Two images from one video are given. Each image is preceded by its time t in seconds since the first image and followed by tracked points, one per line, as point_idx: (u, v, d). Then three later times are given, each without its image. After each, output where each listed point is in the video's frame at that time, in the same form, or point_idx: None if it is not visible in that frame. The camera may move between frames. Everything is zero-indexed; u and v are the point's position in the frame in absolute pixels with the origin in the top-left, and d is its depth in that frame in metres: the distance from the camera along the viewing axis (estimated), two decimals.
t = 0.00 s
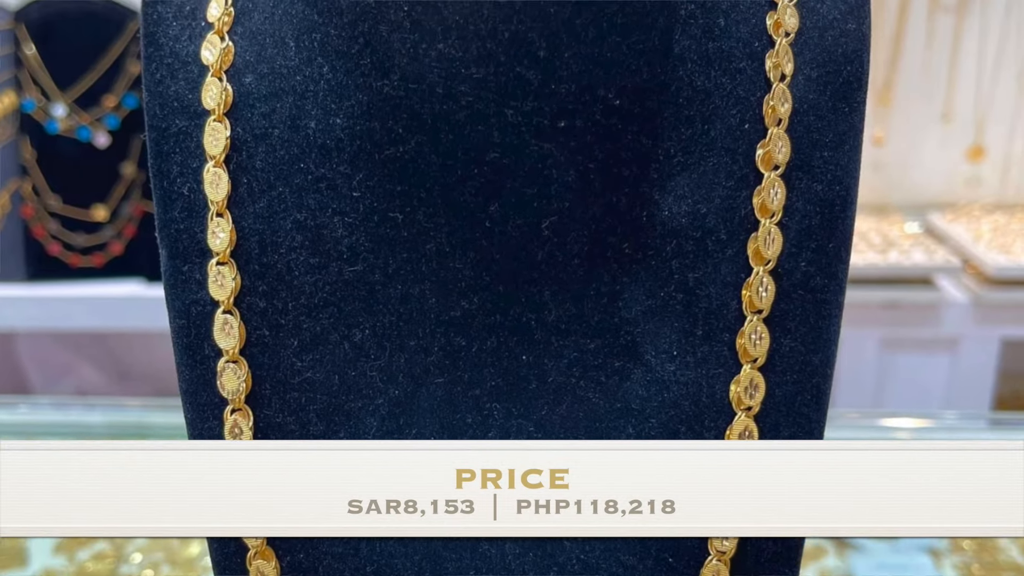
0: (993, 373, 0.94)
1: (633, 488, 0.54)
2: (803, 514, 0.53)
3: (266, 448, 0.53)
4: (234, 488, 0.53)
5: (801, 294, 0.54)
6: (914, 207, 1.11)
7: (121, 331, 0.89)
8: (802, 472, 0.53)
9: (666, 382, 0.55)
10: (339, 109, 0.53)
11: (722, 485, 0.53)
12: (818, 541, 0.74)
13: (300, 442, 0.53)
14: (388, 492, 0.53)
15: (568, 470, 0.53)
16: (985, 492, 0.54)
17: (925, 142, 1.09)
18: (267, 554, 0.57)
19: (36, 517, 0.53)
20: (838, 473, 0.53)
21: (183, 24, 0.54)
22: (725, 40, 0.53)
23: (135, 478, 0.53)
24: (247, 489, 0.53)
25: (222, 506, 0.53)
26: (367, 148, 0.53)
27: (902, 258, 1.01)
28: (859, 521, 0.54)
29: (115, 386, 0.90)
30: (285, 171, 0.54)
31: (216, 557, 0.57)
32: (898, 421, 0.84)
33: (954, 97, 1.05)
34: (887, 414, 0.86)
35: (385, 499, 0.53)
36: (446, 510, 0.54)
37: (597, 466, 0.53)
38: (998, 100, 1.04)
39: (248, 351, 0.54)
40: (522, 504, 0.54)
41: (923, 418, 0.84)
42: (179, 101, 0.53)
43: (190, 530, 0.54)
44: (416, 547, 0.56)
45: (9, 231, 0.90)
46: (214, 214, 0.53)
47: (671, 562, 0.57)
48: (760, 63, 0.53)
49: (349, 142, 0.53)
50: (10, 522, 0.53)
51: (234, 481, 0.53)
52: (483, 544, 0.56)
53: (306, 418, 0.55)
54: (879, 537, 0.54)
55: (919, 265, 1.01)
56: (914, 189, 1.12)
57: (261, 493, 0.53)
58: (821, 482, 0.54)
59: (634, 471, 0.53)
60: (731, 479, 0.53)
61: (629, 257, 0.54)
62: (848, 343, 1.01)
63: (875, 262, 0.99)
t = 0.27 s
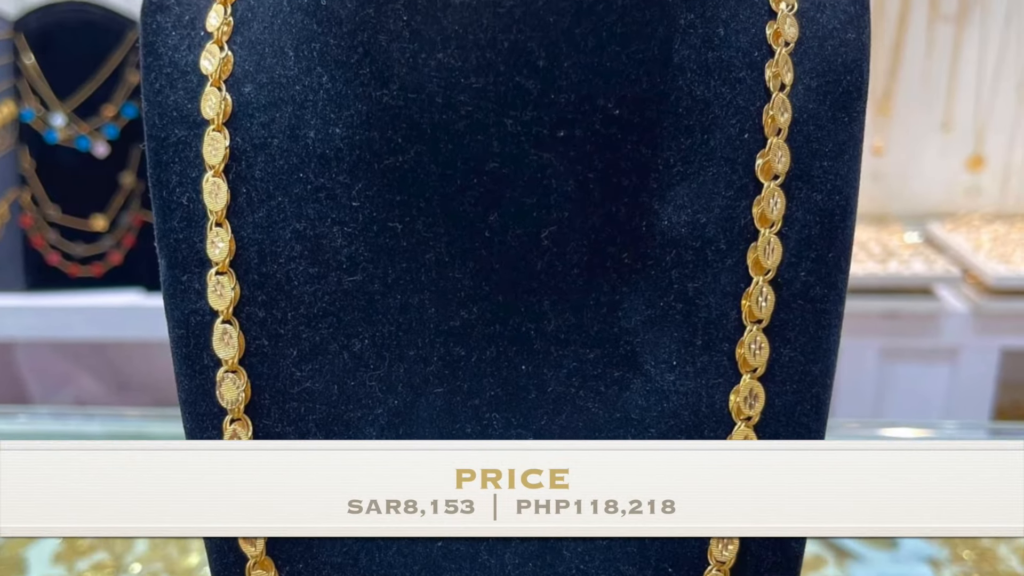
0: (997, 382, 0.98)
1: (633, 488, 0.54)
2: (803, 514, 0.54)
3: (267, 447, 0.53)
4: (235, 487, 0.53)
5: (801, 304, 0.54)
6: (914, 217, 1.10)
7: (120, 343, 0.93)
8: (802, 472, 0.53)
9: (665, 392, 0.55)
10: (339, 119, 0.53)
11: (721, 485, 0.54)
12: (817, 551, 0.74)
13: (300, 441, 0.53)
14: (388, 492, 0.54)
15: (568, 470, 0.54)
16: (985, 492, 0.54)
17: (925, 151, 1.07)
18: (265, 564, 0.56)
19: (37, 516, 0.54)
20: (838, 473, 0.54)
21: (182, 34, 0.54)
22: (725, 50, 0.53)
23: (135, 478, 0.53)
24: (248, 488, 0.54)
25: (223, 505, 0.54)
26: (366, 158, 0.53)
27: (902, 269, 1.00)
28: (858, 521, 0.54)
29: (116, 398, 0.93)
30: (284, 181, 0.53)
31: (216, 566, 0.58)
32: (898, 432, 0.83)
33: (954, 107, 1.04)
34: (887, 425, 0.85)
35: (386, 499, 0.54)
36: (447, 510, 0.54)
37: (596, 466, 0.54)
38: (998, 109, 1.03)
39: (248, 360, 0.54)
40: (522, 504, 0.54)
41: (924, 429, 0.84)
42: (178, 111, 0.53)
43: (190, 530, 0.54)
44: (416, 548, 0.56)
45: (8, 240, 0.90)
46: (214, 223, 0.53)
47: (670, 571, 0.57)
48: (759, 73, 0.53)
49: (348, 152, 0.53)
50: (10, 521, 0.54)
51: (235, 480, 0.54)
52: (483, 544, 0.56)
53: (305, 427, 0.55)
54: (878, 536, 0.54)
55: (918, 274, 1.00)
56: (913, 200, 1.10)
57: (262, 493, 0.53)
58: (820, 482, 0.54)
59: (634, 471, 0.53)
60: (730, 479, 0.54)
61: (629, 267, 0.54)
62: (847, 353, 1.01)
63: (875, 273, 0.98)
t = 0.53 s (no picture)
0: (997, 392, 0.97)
1: (633, 488, 0.54)
2: (803, 514, 0.54)
3: (266, 448, 0.53)
4: (234, 487, 0.53)
5: (801, 314, 0.54)
6: (914, 227, 1.09)
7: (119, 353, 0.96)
8: (802, 472, 0.53)
9: (665, 402, 0.55)
10: (338, 129, 0.53)
11: (721, 485, 0.53)
12: (817, 562, 0.75)
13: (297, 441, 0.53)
14: (388, 492, 0.53)
15: (568, 470, 0.54)
16: (985, 492, 0.54)
17: (925, 161, 1.07)
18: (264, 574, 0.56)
19: (36, 516, 0.54)
20: (838, 473, 0.53)
21: (181, 43, 0.54)
22: (724, 60, 0.53)
23: (135, 478, 0.53)
24: (247, 489, 0.53)
25: (223, 505, 0.53)
26: (366, 167, 0.53)
27: (902, 278, 1.01)
28: (859, 522, 0.54)
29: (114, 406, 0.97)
30: (283, 191, 0.53)
31: None
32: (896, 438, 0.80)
33: (954, 116, 1.05)
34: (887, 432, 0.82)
35: (386, 499, 0.54)
36: (446, 510, 0.54)
37: (596, 466, 0.54)
38: (997, 119, 1.04)
39: (247, 370, 0.54)
40: (522, 504, 0.54)
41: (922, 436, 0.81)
42: (178, 121, 0.53)
43: (189, 529, 0.54)
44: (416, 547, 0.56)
45: (8, 249, 0.92)
46: (213, 233, 0.53)
47: None
48: (759, 82, 0.53)
49: (348, 162, 0.53)
50: (10, 521, 0.54)
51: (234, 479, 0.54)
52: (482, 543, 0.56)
53: (304, 437, 0.55)
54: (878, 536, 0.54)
55: (919, 284, 1.00)
56: (914, 209, 1.10)
57: (261, 493, 0.53)
58: (820, 482, 0.54)
59: (634, 472, 0.53)
60: (730, 479, 0.53)
61: (628, 276, 0.54)
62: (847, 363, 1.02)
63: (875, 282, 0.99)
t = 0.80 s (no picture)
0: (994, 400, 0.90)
1: (633, 488, 0.55)
2: (803, 514, 0.54)
3: (267, 447, 0.53)
4: (236, 486, 0.54)
5: (800, 324, 0.54)
6: (913, 237, 1.06)
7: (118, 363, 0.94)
8: (802, 472, 0.53)
9: (664, 412, 0.55)
10: (337, 138, 0.53)
11: (721, 485, 0.54)
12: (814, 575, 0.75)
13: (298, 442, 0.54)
14: (388, 492, 0.54)
15: (568, 470, 0.54)
16: (985, 492, 0.54)
17: (925, 170, 1.03)
18: None
19: (37, 516, 0.54)
20: (839, 473, 0.54)
21: (180, 53, 0.54)
22: (724, 69, 0.53)
23: (134, 478, 0.54)
24: (248, 489, 0.54)
25: (225, 502, 0.54)
26: (365, 177, 0.53)
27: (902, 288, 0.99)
28: (858, 521, 0.54)
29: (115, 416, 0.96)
30: (282, 201, 0.53)
31: None
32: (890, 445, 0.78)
33: (954, 125, 1.01)
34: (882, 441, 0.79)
35: (386, 499, 0.54)
36: (446, 510, 0.55)
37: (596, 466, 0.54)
38: (998, 129, 1.00)
39: (247, 380, 0.55)
40: (522, 504, 0.54)
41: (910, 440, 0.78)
42: (176, 130, 0.53)
43: (191, 529, 0.55)
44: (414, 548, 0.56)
45: (7, 259, 0.89)
46: (212, 243, 0.53)
47: None
48: (759, 92, 0.53)
49: (347, 172, 0.53)
50: (10, 521, 0.55)
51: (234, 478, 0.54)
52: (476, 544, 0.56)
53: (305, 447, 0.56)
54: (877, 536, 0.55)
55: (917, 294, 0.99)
56: (913, 220, 1.06)
57: (261, 493, 0.54)
58: (816, 481, 0.54)
59: (634, 472, 0.54)
60: (728, 480, 0.54)
61: (628, 286, 0.54)
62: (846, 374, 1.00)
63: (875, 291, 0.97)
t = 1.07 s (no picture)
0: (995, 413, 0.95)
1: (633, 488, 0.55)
2: (803, 514, 0.54)
3: (267, 447, 0.53)
4: (236, 487, 0.54)
5: (800, 334, 0.54)
6: (913, 247, 1.11)
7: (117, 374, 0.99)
8: (802, 472, 0.54)
9: (664, 422, 0.55)
10: (336, 148, 0.53)
11: (722, 486, 0.54)
12: None
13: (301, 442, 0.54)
14: (388, 492, 0.54)
15: (568, 470, 0.54)
16: (985, 492, 0.54)
17: (925, 180, 1.08)
18: None
19: (36, 516, 0.54)
20: (838, 473, 0.54)
21: (179, 63, 0.54)
22: (724, 79, 0.53)
23: (134, 478, 0.54)
24: (248, 489, 0.54)
25: (227, 499, 0.54)
26: (364, 187, 0.53)
27: (902, 298, 1.00)
28: (859, 521, 0.55)
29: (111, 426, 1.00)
30: (281, 211, 0.53)
31: None
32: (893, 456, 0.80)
33: (954, 136, 1.06)
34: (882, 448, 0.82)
35: (386, 499, 0.55)
36: (447, 510, 0.55)
37: (597, 466, 0.54)
38: (999, 139, 1.06)
39: (245, 390, 0.55)
40: (522, 503, 0.55)
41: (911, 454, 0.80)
42: (175, 140, 0.53)
43: (191, 529, 0.55)
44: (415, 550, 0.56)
45: (8, 267, 0.92)
46: (211, 253, 0.53)
47: None
48: (758, 101, 0.53)
49: (346, 182, 0.53)
50: (10, 521, 0.54)
51: (234, 479, 0.54)
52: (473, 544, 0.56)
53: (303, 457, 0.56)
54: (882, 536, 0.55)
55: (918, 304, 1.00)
56: (913, 229, 1.11)
57: (262, 493, 0.54)
58: (813, 482, 0.54)
59: (637, 471, 0.54)
60: (727, 480, 0.54)
61: (627, 296, 0.54)
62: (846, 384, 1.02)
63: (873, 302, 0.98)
